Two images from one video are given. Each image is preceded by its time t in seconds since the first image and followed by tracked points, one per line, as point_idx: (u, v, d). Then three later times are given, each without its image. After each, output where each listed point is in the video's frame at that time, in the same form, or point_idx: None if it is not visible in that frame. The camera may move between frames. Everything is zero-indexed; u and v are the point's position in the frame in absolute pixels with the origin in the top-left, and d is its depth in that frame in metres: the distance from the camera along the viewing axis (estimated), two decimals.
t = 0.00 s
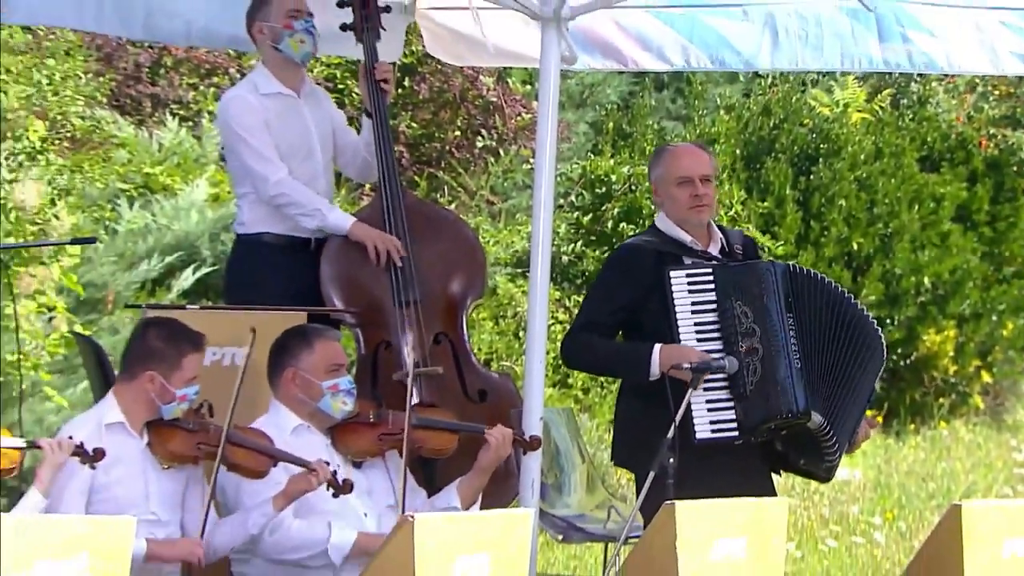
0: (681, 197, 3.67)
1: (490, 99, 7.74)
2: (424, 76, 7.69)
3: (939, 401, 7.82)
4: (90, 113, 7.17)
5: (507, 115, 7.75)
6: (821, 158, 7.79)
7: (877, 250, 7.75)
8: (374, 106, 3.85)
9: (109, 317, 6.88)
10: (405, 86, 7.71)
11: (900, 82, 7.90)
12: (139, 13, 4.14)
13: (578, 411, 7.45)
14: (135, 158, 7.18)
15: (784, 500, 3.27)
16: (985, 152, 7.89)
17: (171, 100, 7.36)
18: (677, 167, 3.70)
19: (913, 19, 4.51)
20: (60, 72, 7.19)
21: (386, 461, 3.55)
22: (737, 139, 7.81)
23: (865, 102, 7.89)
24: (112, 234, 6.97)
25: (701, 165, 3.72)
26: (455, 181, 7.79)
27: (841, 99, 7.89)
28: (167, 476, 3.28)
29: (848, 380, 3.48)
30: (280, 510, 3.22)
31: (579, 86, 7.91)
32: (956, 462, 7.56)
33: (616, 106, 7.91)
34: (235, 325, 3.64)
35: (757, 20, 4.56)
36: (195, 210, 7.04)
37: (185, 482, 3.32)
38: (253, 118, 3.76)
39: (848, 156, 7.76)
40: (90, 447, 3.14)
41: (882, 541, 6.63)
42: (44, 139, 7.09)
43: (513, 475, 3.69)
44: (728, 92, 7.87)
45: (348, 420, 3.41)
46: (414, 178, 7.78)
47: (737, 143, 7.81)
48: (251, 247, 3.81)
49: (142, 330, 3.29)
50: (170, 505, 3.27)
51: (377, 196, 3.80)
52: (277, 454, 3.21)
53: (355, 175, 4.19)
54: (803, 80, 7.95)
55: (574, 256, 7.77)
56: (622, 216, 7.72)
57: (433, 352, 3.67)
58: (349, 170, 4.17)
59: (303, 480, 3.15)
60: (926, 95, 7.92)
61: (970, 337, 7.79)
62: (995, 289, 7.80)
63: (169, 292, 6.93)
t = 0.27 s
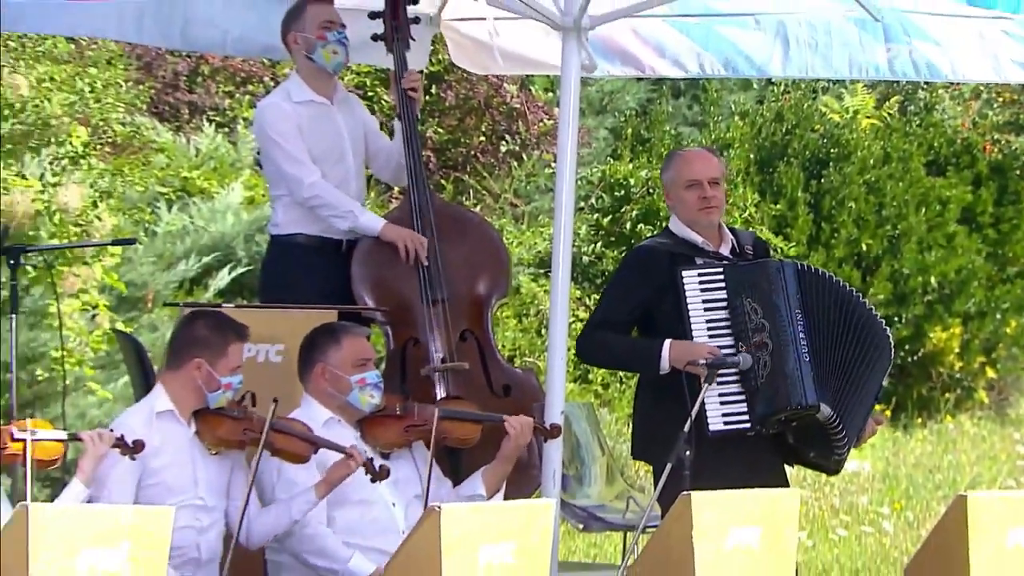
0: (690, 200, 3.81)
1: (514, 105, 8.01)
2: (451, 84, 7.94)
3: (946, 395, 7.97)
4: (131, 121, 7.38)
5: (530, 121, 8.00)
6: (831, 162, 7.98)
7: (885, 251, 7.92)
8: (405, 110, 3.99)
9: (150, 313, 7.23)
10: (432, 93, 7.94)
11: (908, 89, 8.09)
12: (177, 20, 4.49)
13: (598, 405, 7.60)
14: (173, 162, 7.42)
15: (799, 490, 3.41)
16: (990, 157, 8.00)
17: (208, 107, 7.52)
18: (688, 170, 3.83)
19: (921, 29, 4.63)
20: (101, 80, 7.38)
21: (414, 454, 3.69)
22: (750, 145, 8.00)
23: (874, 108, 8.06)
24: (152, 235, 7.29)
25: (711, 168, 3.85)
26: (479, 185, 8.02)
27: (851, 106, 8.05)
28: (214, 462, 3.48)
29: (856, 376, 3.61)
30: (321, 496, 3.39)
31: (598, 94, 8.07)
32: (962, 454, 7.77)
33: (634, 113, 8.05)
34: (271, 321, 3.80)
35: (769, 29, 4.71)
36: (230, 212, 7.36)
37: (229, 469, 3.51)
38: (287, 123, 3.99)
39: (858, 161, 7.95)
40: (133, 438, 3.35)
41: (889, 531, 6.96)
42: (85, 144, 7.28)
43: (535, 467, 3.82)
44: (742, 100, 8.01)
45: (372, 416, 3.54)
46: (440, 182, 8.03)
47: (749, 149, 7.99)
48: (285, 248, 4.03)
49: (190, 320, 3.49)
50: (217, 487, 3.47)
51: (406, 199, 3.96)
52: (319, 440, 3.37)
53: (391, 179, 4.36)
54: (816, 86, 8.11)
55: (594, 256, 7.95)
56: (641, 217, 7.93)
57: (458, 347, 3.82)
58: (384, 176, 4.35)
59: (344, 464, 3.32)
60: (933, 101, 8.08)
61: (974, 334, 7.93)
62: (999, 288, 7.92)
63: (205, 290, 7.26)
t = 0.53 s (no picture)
0: (700, 203, 3.94)
1: (531, 112, 8.13)
2: (471, 91, 8.08)
3: (949, 392, 8.18)
4: (161, 127, 7.61)
5: (547, 128, 8.13)
6: (838, 167, 8.18)
7: (890, 253, 8.13)
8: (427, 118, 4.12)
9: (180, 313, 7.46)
10: (452, 101, 8.09)
11: (913, 96, 8.26)
12: (206, 31, 4.71)
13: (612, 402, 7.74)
14: (202, 167, 7.65)
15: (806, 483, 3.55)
16: (992, 161, 8.22)
17: (235, 114, 7.77)
18: (698, 173, 3.96)
19: (925, 37, 4.72)
20: (133, 88, 7.57)
21: (433, 449, 3.82)
22: (760, 150, 8.20)
23: (879, 115, 8.25)
24: (182, 238, 7.51)
25: (719, 172, 3.98)
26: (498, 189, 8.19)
27: (857, 113, 8.24)
28: (240, 458, 3.59)
29: (862, 375, 3.73)
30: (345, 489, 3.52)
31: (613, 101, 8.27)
32: (964, 449, 7.92)
33: (648, 119, 8.23)
34: (297, 321, 3.94)
35: (778, 40, 4.86)
36: (258, 215, 7.55)
37: (256, 465, 3.62)
38: (313, 129, 4.16)
39: (863, 166, 8.15)
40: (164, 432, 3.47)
41: (895, 523, 6.99)
42: (118, 149, 7.48)
43: (551, 462, 3.94)
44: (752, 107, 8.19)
45: (388, 416, 3.64)
46: (460, 187, 8.20)
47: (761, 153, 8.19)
48: (311, 250, 4.18)
49: (215, 320, 3.62)
50: (244, 482, 3.58)
51: (428, 203, 4.10)
52: (341, 434, 3.54)
53: (413, 182, 4.54)
54: (822, 94, 8.28)
55: (608, 258, 8.10)
56: (653, 220, 8.08)
57: (478, 347, 3.95)
58: (408, 179, 4.53)
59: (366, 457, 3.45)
60: (936, 109, 8.28)
61: (976, 333, 8.16)
62: (1000, 288, 8.14)
63: (233, 291, 7.44)
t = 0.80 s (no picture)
0: (715, 210, 4.06)
1: (549, 119, 8.29)
2: (490, 100, 8.19)
3: (952, 389, 8.39)
4: (194, 134, 7.70)
5: (564, 134, 8.31)
6: (845, 172, 8.32)
7: (895, 255, 8.28)
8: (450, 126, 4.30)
9: (211, 313, 7.53)
10: (472, 109, 8.19)
11: (918, 103, 8.40)
12: (241, 39, 4.83)
13: (626, 398, 7.89)
14: (232, 173, 7.75)
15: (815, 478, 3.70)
16: (993, 166, 8.37)
17: (265, 121, 7.90)
18: (711, 181, 4.09)
19: (932, 49, 4.92)
20: (167, 96, 7.68)
21: (456, 446, 3.95)
22: (769, 156, 8.34)
23: (885, 122, 8.39)
24: (213, 241, 7.60)
25: (729, 177, 4.10)
26: (518, 194, 8.33)
27: (863, 120, 8.39)
28: (263, 455, 3.81)
29: (869, 372, 3.86)
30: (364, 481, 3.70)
31: (628, 108, 8.45)
32: (967, 445, 8.07)
33: (661, 126, 8.39)
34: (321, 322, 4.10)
35: (789, 50, 5.05)
36: (286, 219, 7.67)
37: (277, 462, 3.84)
38: (339, 136, 4.34)
39: (869, 172, 8.28)
40: (194, 427, 3.70)
41: (900, 514, 7.11)
42: (152, 155, 7.58)
43: (566, 457, 4.08)
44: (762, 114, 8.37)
45: (410, 412, 3.83)
46: (480, 191, 8.29)
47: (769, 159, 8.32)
48: (337, 252, 4.35)
49: (234, 328, 3.84)
50: (265, 478, 3.80)
51: (451, 208, 4.26)
52: (360, 430, 3.70)
53: (436, 186, 4.69)
54: (830, 102, 8.46)
55: (623, 260, 8.30)
56: (666, 223, 8.27)
57: (498, 345, 4.09)
58: (432, 184, 4.69)
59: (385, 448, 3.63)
60: (941, 116, 8.39)
61: (978, 332, 8.33)
62: (1001, 289, 8.29)
63: (262, 292, 7.57)
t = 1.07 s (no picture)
0: (739, 222, 4.18)
1: (569, 126, 8.52)
2: (512, 107, 8.45)
3: (958, 385, 8.50)
4: (228, 142, 7.86)
5: (583, 140, 8.53)
6: (854, 176, 8.48)
7: (903, 256, 8.43)
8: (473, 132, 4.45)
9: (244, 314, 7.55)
10: (494, 115, 8.47)
11: (924, 111, 8.60)
12: (274, 51, 4.98)
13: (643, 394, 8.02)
14: (264, 178, 7.90)
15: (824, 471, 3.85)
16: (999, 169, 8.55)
17: (296, 128, 8.19)
18: (732, 193, 4.19)
19: (939, 59, 5.20)
20: (200, 104, 7.78)
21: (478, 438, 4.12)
22: (781, 162, 8.46)
23: (892, 128, 8.58)
24: (245, 244, 7.63)
25: (744, 187, 4.22)
26: (537, 198, 8.52)
27: (872, 126, 8.57)
28: (291, 448, 3.96)
29: (877, 365, 4.01)
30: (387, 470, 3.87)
31: (644, 115, 8.54)
32: (972, 439, 8.20)
33: (677, 133, 8.53)
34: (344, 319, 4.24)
35: (802, 59, 5.31)
36: (315, 223, 7.75)
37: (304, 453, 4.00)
38: (367, 141, 4.50)
39: (878, 176, 8.45)
40: (225, 422, 3.85)
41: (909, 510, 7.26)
42: (187, 162, 7.63)
43: (585, 450, 4.22)
44: (775, 121, 8.52)
45: (433, 406, 3.98)
46: (502, 196, 8.52)
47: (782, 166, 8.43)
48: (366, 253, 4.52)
49: (259, 324, 3.96)
50: (293, 469, 3.96)
51: (475, 211, 4.41)
52: (384, 422, 3.88)
53: (460, 193, 4.85)
54: (840, 108, 8.59)
55: (640, 261, 8.43)
56: (682, 226, 8.39)
57: (520, 343, 4.24)
58: (455, 190, 4.84)
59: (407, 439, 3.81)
60: (946, 122, 8.62)
61: (983, 331, 8.45)
62: (1005, 289, 8.43)
63: (294, 293, 7.58)
